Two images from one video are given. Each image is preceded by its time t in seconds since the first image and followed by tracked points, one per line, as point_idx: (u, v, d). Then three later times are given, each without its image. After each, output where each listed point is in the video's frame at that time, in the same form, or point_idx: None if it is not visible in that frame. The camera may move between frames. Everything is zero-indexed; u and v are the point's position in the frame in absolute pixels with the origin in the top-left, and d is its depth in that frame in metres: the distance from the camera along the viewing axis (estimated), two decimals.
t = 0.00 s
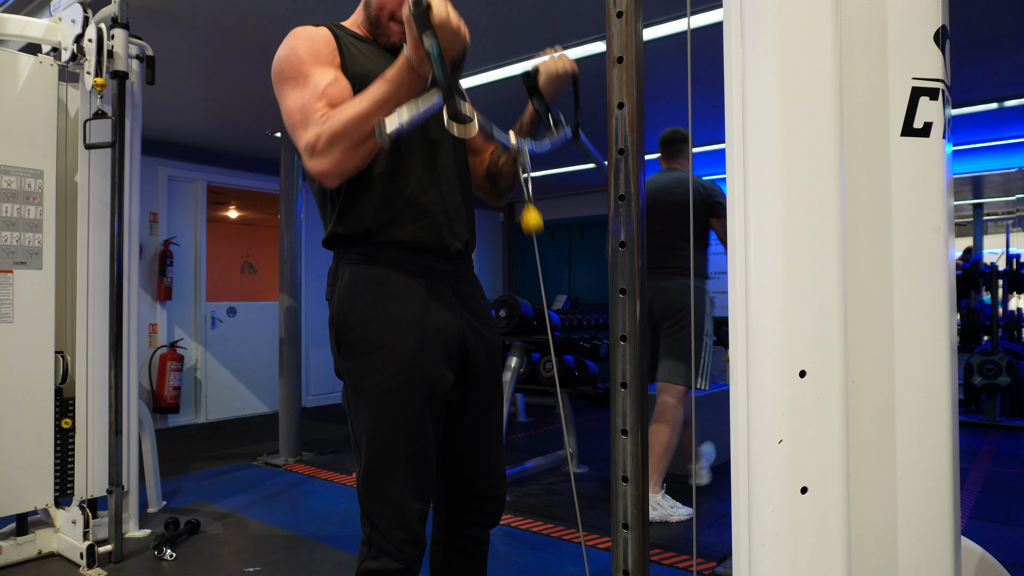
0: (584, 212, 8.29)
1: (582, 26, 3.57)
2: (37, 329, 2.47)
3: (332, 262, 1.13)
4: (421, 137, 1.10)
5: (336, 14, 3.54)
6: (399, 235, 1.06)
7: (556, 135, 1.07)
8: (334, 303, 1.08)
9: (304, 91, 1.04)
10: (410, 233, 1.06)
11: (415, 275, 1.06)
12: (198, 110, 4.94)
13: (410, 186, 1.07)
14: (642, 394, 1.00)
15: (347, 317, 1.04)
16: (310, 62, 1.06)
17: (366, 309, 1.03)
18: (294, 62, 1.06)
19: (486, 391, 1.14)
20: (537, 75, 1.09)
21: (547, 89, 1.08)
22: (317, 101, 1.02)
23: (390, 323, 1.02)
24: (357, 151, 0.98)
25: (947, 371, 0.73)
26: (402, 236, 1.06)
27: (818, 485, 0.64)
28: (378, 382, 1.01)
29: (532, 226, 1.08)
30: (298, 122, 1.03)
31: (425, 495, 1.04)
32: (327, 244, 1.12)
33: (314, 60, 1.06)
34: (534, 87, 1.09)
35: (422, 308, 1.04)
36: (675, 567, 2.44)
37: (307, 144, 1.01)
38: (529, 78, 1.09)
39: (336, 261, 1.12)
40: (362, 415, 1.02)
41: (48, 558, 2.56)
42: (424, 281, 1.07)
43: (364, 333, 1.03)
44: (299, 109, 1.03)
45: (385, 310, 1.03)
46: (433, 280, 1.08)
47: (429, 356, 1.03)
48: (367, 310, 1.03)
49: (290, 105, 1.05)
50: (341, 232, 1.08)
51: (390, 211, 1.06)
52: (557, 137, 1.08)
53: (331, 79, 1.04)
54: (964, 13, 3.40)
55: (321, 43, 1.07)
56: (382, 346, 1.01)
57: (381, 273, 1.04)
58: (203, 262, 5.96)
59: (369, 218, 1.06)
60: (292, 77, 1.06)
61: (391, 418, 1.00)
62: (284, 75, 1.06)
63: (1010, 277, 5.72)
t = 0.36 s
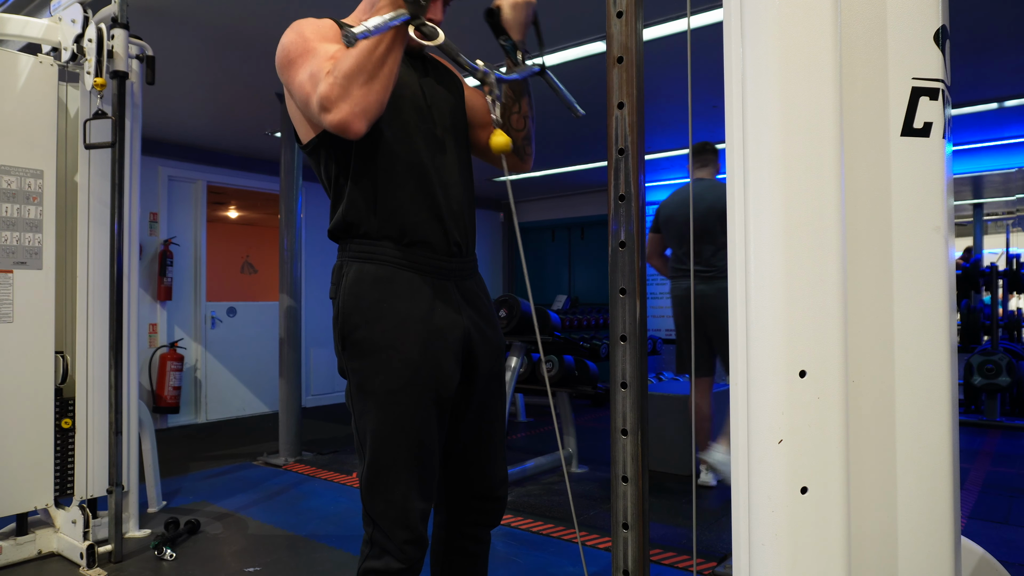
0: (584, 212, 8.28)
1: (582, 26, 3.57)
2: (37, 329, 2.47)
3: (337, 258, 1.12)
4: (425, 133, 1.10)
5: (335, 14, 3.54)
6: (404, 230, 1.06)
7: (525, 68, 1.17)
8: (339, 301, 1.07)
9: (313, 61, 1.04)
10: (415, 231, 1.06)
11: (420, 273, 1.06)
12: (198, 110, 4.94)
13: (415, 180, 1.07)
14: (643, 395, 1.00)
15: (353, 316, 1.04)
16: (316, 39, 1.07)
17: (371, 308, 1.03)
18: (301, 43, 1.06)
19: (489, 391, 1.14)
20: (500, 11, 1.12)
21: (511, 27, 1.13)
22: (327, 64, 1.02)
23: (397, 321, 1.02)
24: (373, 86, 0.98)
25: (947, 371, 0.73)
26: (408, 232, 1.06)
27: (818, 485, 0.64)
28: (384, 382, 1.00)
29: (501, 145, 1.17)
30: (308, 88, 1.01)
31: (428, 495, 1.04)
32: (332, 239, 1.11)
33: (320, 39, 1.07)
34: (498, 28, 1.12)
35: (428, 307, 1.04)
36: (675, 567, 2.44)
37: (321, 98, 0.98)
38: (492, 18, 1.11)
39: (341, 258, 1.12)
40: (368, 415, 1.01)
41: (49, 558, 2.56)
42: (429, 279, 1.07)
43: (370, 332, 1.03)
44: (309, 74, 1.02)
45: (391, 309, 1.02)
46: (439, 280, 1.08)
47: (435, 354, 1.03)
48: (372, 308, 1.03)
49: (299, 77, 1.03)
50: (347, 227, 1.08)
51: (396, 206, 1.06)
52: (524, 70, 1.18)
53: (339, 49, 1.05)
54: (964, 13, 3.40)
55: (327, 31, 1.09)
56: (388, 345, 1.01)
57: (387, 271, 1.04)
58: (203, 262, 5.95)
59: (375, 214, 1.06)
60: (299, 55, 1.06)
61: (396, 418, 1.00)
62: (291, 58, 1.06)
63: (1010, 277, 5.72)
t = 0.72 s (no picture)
0: (584, 212, 8.28)
1: (582, 26, 3.57)
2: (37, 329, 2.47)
3: (338, 260, 1.12)
4: (425, 133, 1.10)
5: (336, 14, 3.54)
6: (405, 231, 1.06)
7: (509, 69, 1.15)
8: (340, 302, 1.07)
9: (312, 63, 1.04)
10: (415, 231, 1.06)
11: (419, 274, 1.06)
12: (198, 110, 4.94)
13: (416, 181, 1.07)
14: (642, 395, 1.00)
15: (354, 317, 1.04)
16: (315, 41, 1.06)
17: (372, 309, 1.03)
18: (300, 46, 1.06)
19: (489, 391, 1.14)
20: (482, 15, 1.14)
21: (494, 30, 1.15)
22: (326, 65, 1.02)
23: (398, 322, 1.02)
24: (372, 84, 0.99)
25: (948, 370, 0.73)
26: (409, 233, 1.06)
27: (818, 485, 0.64)
28: (385, 382, 1.00)
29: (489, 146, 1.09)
30: (308, 90, 1.01)
31: (430, 496, 1.04)
32: (332, 241, 1.11)
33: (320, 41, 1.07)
34: (480, 31, 1.13)
35: (428, 308, 1.04)
36: (675, 567, 2.44)
37: (318, 99, 0.98)
38: (474, 22, 1.13)
39: (341, 259, 1.11)
40: (370, 416, 1.01)
41: (49, 558, 2.56)
42: (430, 280, 1.07)
43: (371, 333, 1.02)
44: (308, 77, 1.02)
45: (392, 310, 1.02)
46: (439, 281, 1.08)
47: (436, 355, 1.03)
48: (374, 309, 1.03)
49: (299, 81, 1.03)
50: (348, 228, 1.08)
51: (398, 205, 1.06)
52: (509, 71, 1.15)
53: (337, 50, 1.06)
54: (964, 13, 3.40)
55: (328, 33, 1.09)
56: (390, 346, 1.01)
57: (388, 273, 1.04)
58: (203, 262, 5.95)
59: (376, 214, 1.06)
60: (298, 57, 1.06)
61: (398, 419, 1.00)
62: (289, 61, 1.06)
63: (1010, 277, 5.72)
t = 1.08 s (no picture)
0: (584, 212, 8.28)
1: (582, 25, 3.57)
2: (37, 328, 2.47)
3: (335, 262, 1.12)
4: (423, 136, 1.10)
5: (336, 14, 3.54)
6: (402, 234, 1.06)
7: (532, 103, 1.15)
8: (336, 303, 1.07)
9: (310, 73, 1.03)
10: (413, 234, 1.06)
11: (417, 276, 1.06)
12: (197, 110, 4.94)
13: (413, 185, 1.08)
14: (642, 395, 1.00)
15: (350, 317, 1.04)
16: (315, 47, 1.06)
17: (370, 309, 1.03)
18: (298, 51, 1.05)
19: (487, 392, 1.14)
20: (515, 39, 1.08)
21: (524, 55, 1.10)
22: (324, 79, 1.01)
23: (395, 323, 1.02)
24: (368, 119, 0.97)
25: (948, 369, 0.73)
26: (406, 236, 1.06)
27: (818, 485, 0.64)
28: (382, 383, 1.00)
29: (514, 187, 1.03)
30: (304, 103, 1.01)
31: (427, 496, 1.04)
32: (328, 243, 1.11)
33: (319, 46, 1.06)
34: (511, 55, 1.09)
35: (425, 308, 1.04)
36: (675, 567, 2.44)
37: (312, 119, 0.98)
38: (506, 44, 1.08)
39: (339, 261, 1.11)
40: (366, 416, 1.01)
41: (49, 558, 2.56)
42: (428, 281, 1.07)
43: (368, 333, 1.02)
44: (306, 88, 1.02)
45: (389, 311, 1.02)
46: (437, 282, 1.08)
47: (433, 356, 1.03)
48: (370, 310, 1.03)
49: (295, 89, 1.03)
50: (345, 230, 1.08)
51: (396, 209, 1.06)
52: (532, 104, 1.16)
53: (336, 62, 1.04)
54: (963, 13, 3.40)
55: (326, 36, 1.08)
56: (388, 346, 1.01)
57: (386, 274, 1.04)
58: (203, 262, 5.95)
59: (373, 218, 1.06)
60: (297, 62, 1.05)
61: (395, 420, 1.00)
62: (286, 65, 1.06)
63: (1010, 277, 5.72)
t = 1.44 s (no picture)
0: (584, 212, 8.28)
1: (581, 26, 3.57)
2: (37, 328, 2.47)
3: (331, 263, 1.12)
4: (420, 143, 1.10)
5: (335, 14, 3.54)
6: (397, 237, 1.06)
7: (570, 179, 1.07)
8: (333, 303, 1.07)
9: (306, 89, 1.03)
10: (410, 238, 1.06)
11: (414, 277, 1.06)
12: (197, 110, 4.94)
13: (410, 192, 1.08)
14: (642, 395, 1.00)
15: (347, 317, 1.04)
16: (314, 57, 1.05)
17: (367, 309, 1.03)
18: (297, 57, 1.05)
19: (484, 391, 1.14)
20: (554, 110, 1.07)
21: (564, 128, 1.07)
22: (319, 103, 1.01)
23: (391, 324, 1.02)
24: (356, 168, 0.98)
25: (948, 369, 0.73)
26: (403, 242, 1.06)
27: (818, 485, 0.64)
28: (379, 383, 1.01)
29: (552, 278, 1.10)
30: (296, 119, 1.02)
31: (424, 495, 1.04)
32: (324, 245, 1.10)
33: (318, 56, 1.05)
34: (549, 126, 1.07)
35: (422, 308, 1.04)
36: (675, 567, 2.44)
37: (303, 144, 1.00)
38: (545, 115, 1.07)
39: (335, 262, 1.11)
40: (363, 416, 1.01)
41: (48, 558, 2.56)
42: (425, 283, 1.07)
43: (365, 334, 1.02)
44: (300, 105, 1.02)
45: (385, 311, 1.03)
46: (435, 282, 1.08)
47: (431, 355, 1.03)
48: (367, 312, 1.03)
49: (289, 100, 1.03)
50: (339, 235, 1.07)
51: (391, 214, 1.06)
52: (570, 180, 1.07)
53: (333, 81, 1.03)
54: (963, 13, 3.40)
55: (325, 41, 1.07)
56: (384, 346, 1.01)
57: (382, 278, 1.04)
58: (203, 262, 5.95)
59: (369, 221, 1.06)
60: (295, 71, 1.05)
61: (391, 419, 1.00)
62: (285, 69, 1.06)
63: (1010, 277, 5.71)
